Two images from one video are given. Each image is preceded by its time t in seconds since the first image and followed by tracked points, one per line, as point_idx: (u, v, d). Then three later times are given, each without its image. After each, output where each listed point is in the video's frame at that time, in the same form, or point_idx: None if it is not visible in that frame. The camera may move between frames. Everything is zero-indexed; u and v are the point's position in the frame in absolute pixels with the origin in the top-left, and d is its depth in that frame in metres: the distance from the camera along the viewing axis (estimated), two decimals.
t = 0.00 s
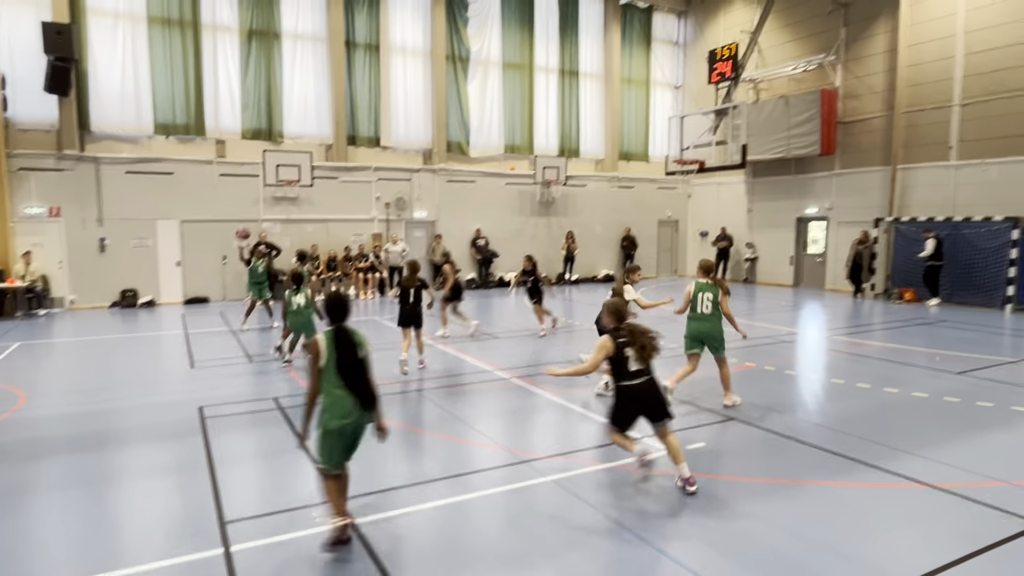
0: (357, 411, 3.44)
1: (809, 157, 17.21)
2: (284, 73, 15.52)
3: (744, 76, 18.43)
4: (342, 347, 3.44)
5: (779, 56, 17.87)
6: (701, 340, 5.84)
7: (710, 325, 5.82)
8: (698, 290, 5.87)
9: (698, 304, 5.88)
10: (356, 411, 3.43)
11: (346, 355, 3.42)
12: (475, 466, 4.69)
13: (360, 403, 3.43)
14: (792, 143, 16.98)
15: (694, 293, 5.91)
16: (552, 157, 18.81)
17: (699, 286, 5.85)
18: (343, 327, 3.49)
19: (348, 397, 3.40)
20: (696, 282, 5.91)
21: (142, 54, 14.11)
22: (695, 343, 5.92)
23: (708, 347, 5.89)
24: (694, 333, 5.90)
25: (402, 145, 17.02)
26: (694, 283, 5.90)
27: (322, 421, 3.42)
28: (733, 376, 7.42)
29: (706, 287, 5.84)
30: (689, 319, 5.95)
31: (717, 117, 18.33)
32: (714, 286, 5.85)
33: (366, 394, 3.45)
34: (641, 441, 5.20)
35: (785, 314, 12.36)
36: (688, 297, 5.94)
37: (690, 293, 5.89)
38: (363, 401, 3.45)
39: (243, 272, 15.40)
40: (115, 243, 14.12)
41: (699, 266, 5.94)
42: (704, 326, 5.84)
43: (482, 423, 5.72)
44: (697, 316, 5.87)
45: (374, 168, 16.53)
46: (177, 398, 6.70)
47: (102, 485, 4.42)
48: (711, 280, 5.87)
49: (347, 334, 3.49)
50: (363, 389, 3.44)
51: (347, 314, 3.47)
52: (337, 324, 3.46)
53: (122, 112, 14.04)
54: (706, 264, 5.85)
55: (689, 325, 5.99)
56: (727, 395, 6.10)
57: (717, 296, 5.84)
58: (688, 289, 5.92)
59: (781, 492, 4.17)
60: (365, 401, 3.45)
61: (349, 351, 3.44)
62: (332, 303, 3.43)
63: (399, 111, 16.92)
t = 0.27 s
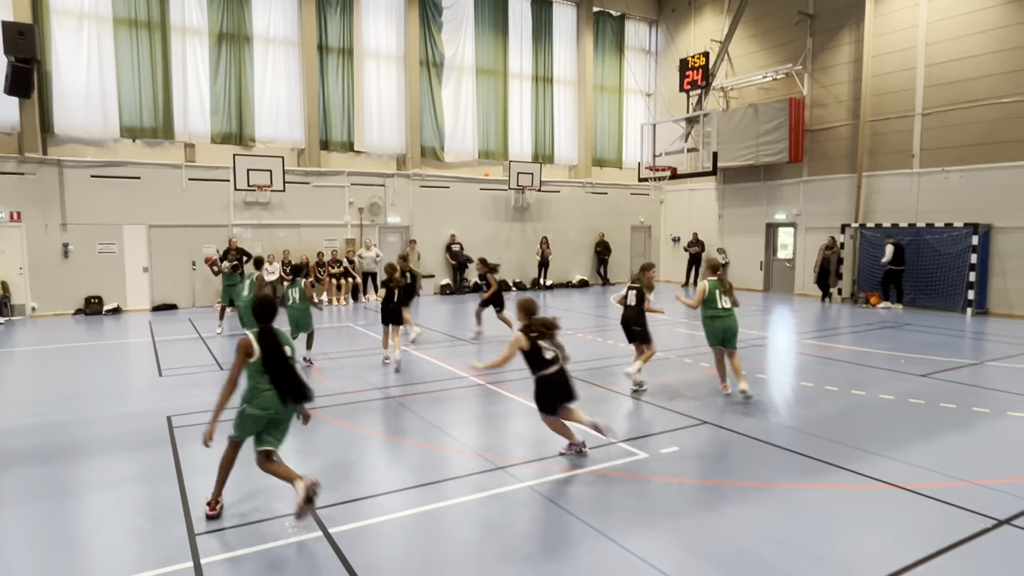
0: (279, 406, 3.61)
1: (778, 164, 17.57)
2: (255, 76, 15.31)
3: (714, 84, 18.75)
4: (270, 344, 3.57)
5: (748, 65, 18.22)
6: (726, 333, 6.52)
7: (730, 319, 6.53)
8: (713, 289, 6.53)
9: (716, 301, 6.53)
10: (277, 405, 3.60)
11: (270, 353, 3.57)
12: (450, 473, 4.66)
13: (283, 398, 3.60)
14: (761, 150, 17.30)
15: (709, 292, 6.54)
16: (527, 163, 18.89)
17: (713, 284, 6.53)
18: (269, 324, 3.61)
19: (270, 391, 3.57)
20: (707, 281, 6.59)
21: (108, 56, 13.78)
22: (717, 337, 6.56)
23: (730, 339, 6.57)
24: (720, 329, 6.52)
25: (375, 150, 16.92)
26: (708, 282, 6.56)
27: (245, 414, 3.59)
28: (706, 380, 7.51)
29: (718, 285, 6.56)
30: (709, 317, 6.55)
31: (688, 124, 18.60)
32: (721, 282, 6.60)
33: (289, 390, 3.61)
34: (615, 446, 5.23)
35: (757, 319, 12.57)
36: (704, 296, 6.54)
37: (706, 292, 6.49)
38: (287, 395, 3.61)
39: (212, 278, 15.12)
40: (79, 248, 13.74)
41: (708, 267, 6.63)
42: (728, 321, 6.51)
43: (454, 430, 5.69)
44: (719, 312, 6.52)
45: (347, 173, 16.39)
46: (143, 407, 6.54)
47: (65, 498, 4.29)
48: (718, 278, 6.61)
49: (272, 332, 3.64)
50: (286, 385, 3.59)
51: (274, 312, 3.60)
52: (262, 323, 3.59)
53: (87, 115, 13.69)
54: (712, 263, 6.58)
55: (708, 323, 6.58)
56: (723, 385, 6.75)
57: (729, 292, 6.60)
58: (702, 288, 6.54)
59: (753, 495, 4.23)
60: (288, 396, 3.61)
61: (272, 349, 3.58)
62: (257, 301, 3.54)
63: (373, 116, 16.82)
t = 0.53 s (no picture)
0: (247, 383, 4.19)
1: (761, 167, 17.75)
2: (239, 77, 15.18)
3: (698, 88, 18.90)
4: (249, 329, 4.17)
5: (732, 69, 18.40)
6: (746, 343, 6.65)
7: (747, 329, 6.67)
8: (728, 302, 6.59)
9: (732, 314, 6.61)
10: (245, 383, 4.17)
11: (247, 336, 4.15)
12: (437, 476, 4.64)
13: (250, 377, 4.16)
14: (745, 153, 17.45)
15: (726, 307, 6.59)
16: (513, 165, 18.90)
17: (727, 298, 6.57)
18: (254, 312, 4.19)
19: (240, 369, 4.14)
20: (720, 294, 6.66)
21: (88, 56, 13.59)
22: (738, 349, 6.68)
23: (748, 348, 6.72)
24: (742, 342, 6.63)
25: (360, 152, 16.84)
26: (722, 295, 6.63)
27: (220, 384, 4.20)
28: (691, 382, 7.55)
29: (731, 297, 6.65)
30: (731, 331, 6.64)
31: (673, 127, 18.74)
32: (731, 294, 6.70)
33: (254, 372, 4.17)
34: (602, 448, 5.24)
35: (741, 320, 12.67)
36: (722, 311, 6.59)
37: (725, 308, 6.55)
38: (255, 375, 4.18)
39: (195, 281, 14.94)
40: (58, 251, 13.52)
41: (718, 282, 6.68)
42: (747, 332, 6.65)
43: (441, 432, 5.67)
44: (738, 325, 6.63)
45: (332, 176, 16.30)
46: (124, 411, 6.44)
47: (44, 504, 4.21)
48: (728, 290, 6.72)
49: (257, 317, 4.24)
50: (255, 365, 4.17)
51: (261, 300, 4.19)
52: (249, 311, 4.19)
53: (67, 116, 13.48)
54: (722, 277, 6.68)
55: (729, 337, 6.65)
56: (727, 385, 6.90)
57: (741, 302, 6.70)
58: (720, 305, 6.57)
59: (739, 495, 4.26)
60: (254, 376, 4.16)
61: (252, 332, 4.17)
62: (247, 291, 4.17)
63: (358, 118, 16.74)
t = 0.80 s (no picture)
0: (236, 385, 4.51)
1: (757, 175, 17.84)
2: (237, 84, 15.21)
3: (695, 97, 19.02)
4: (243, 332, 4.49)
5: (728, 78, 18.52)
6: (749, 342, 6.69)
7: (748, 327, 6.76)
8: (731, 300, 6.69)
9: (736, 311, 6.70)
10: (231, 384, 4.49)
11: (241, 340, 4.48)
12: (434, 485, 4.62)
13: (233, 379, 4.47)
14: (741, 162, 17.53)
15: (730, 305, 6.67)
16: (510, 173, 18.95)
17: (730, 296, 6.68)
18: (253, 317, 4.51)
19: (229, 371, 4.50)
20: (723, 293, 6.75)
21: (86, 65, 13.61)
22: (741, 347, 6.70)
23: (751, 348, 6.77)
24: (746, 338, 6.68)
25: (358, 160, 16.87)
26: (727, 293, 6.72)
27: (231, 381, 4.67)
28: (689, 389, 7.55)
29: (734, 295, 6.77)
30: (736, 328, 6.69)
31: (670, 136, 18.82)
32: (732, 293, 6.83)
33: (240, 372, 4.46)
34: (600, 456, 5.23)
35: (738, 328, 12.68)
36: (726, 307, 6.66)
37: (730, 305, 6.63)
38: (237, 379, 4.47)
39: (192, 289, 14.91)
40: (54, 258, 13.48)
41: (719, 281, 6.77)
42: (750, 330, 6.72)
43: (438, 441, 5.65)
44: (742, 321, 6.70)
45: (330, 184, 16.32)
46: (120, 420, 6.41)
47: (38, 513, 4.18)
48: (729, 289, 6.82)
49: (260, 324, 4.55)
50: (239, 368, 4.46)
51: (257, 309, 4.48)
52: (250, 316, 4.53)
53: (64, 124, 13.48)
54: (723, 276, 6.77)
55: (735, 334, 6.69)
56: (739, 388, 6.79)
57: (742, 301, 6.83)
58: (724, 302, 6.65)
59: (736, 503, 4.25)
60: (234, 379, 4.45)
61: (250, 337, 4.49)
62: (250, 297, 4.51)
63: (356, 126, 16.78)
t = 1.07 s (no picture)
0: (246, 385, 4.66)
1: (754, 182, 17.89)
2: (234, 90, 15.23)
3: (692, 104, 19.09)
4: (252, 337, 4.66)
5: (725, 86, 18.60)
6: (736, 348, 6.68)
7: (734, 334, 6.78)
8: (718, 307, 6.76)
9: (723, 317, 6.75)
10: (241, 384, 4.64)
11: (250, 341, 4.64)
12: (431, 492, 4.60)
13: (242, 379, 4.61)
14: (737, 168, 17.59)
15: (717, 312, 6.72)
16: (507, 180, 18.98)
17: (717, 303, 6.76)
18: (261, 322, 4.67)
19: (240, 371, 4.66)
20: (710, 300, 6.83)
21: (83, 71, 13.62)
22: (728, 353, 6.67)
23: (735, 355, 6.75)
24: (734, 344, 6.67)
25: (356, 166, 16.87)
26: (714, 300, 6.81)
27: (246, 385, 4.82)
28: (686, 396, 7.54)
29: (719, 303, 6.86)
30: (723, 332, 6.69)
31: (667, 143, 18.87)
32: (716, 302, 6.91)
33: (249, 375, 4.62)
34: (597, 462, 5.22)
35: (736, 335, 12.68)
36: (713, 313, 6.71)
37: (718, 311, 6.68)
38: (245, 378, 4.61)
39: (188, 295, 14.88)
40: (50, 264, 13.45)
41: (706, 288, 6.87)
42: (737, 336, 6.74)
43: (435, 447, 5.63)
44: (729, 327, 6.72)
45: (327, 190, 16.32)
46: (115, 427, 6.37)
47: (32, 521, 4.15)
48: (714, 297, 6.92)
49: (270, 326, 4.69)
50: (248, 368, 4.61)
51: (263, 311, 4.63)
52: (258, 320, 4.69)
53: (61, 130, 13.47)
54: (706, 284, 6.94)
55: (723, 340, 6.67)
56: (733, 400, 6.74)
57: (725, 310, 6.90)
58: (712, 308, 6.70)
59: (733, 511, 4.24)
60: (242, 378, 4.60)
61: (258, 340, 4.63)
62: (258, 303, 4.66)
63: (353, 133, 16.80)
